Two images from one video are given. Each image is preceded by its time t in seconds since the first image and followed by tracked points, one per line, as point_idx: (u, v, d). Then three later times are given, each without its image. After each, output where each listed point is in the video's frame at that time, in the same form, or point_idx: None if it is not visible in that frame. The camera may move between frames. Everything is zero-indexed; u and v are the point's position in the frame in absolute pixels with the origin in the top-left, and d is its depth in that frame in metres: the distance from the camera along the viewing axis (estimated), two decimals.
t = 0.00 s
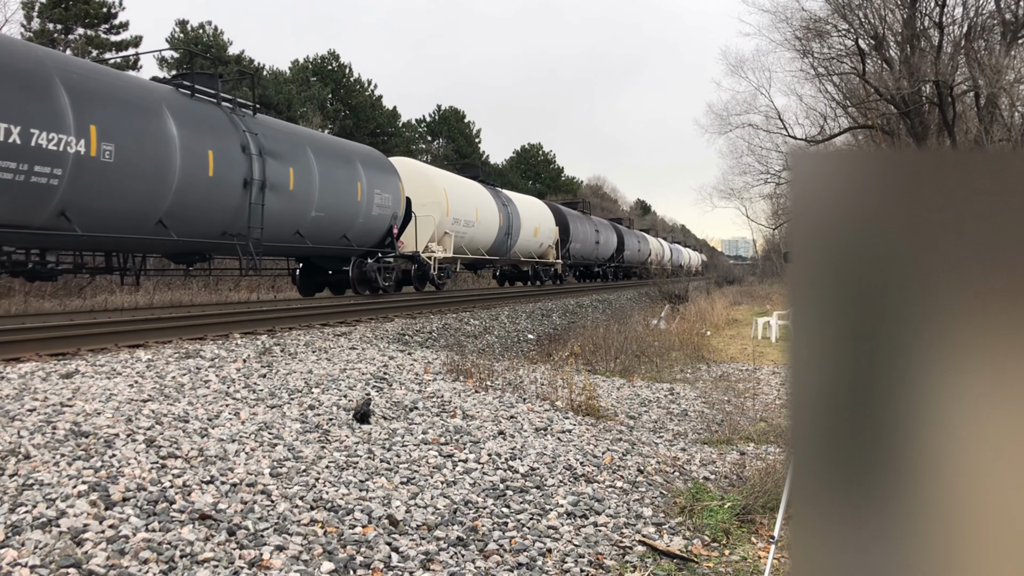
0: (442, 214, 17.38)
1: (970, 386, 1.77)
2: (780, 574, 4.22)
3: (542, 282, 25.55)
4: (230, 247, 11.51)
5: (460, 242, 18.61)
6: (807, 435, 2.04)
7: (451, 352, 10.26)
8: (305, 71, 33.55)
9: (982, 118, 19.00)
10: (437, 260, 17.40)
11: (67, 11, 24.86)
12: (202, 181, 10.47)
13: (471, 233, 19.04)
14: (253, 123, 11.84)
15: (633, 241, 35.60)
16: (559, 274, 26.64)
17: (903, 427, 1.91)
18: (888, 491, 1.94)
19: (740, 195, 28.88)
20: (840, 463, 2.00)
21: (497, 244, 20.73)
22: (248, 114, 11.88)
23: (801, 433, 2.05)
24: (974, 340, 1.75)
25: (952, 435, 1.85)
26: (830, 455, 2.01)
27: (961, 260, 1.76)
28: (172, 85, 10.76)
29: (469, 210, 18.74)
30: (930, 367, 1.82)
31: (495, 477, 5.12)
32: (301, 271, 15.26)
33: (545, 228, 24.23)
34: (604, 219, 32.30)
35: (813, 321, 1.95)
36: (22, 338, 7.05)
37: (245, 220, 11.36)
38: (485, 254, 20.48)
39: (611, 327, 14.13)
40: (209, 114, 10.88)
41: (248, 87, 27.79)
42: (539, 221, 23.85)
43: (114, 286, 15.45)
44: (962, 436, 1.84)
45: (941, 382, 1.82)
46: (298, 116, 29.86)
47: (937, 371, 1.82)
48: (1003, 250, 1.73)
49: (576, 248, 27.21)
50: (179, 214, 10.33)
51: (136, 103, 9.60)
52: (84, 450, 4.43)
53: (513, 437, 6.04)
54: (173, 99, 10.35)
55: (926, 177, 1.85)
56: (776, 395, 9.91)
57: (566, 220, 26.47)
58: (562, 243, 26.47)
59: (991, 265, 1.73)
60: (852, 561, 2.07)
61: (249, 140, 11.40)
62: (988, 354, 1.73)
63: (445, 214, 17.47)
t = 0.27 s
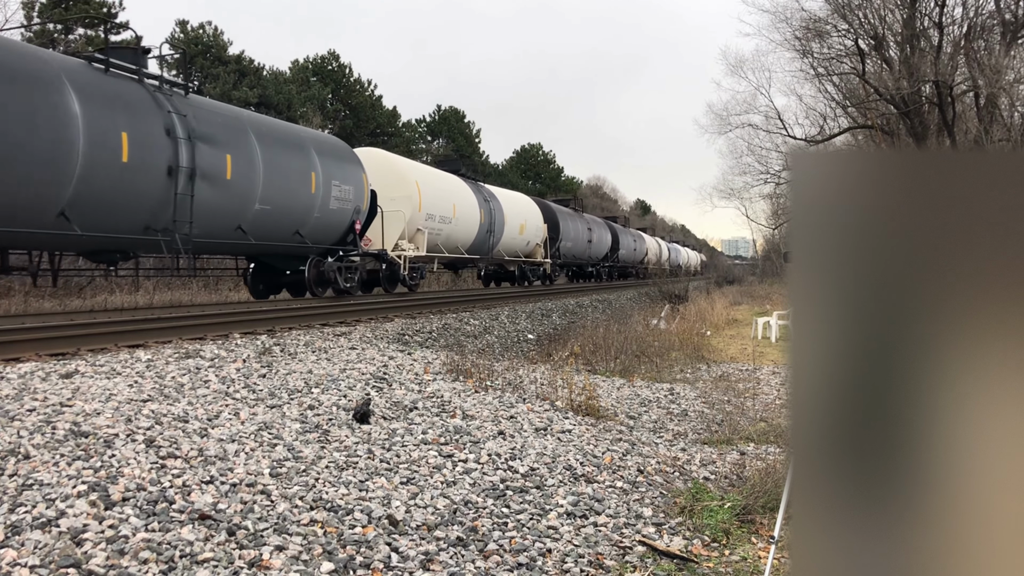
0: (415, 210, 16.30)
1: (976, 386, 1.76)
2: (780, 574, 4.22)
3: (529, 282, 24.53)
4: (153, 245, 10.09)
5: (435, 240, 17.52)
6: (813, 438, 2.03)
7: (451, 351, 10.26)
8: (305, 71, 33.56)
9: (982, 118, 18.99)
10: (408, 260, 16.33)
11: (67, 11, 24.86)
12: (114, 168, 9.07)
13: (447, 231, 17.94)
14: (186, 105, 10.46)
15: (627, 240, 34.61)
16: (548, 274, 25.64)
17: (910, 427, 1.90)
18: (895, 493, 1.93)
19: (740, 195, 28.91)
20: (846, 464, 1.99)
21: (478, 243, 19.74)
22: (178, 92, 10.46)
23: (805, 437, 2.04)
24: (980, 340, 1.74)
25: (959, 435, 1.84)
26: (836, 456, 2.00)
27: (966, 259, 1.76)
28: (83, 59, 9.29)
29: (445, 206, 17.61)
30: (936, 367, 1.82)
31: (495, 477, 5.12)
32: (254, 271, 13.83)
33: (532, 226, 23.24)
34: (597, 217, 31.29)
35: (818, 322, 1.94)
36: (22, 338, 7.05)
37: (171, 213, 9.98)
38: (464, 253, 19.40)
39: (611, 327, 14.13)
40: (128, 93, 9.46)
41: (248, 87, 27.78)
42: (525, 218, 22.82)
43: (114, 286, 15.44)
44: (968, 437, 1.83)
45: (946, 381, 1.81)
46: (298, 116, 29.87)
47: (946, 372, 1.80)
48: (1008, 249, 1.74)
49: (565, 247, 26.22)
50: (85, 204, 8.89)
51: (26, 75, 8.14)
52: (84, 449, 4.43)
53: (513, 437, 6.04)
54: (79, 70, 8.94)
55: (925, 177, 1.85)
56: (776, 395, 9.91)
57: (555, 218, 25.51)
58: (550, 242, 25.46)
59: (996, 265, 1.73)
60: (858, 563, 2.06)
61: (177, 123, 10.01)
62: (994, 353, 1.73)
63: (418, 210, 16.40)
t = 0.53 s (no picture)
0: (382, 204, 15.19)
1: (978, 387, 1.76)
2: (780, 574, 4.22)
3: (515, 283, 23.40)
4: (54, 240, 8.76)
5: (406, 236, 16.41)
6: (813, 438, 2.04)
7: (451, 352, 10.26)
8: (305, 71, 33.55)
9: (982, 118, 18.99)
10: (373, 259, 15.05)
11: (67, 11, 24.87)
12: None
13: (421, 226, 16.83)
14: (99, 81, 9.17)
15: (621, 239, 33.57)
16: (535, 274, 24.53)
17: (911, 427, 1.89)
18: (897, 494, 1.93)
19: (740, 195, 28.93)
20: (848, 464, 1.99)
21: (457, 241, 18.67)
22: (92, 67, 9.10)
23: (807, 436, 2.05)
24: (983, 341, 1.74)
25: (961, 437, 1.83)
26: (837, 457, 2.00)
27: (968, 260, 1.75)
28: None
29: (417, 200, 16.47)
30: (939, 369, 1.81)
31: (495, 477, 5.12)
32: (194, 272, 12.32)
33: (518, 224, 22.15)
34: (589, 214, 30.20)
35: (819, 322, 1.95)
36: (22, 338, 7.05)
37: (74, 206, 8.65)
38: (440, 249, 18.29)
39: (612, 327, 14.13)
40: (19, 64, 8.06)
41: (248, 87, 27.78)
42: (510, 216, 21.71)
43: (113, 286, 15.44)
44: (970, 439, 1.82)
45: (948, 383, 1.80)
46: (298, 117, 29.88)
47: (953, 375, 1.79)
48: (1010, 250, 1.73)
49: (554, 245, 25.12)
50: None
51: None
52: (84, 450, 4.43)
53: (513, 437, 6.04)
54: None
55: (927, 178, 1.84)
56: (776, 395, 9.91)
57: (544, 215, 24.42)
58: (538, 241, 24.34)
59: (999, 267, 1.73)
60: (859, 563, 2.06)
61: (81, 101, 8.62)
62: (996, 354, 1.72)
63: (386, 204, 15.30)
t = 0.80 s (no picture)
0: (342, 198, 13.29)
1: (978, 388, 1.76)
2: (780, 574, 4.22)
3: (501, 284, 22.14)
4: None
5: (372, 234, 14.65)
6: (813, 437, 2.04)
7: (451, 351, 10.26)
8: (305, 71, 33.55)
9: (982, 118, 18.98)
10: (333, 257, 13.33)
11: (67, 11, 24.87)
12: None
13: (389, 222, 15.03)
14: None
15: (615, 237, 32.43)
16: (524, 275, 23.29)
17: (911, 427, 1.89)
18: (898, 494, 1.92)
19: (740, 195, 28.94)
20: (849, 462, 1.99)
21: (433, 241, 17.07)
22: None
23: (807, 435, 2.05)
24: (983, 342, 1.74)
25: (961, 438, 1.83)
26: (841, 455, 2.00)
27: (969, 262, 1.75)
28: None
29: (385, 193, 14.59)
30: (940, 371, 1.81)
31: (495, 477, 5.12)
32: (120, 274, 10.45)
33: (503, 221, 20.81)
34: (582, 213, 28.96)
35: (820, 322, 1.95)
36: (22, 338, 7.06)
37: None
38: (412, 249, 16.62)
39: (612, 327, 14.14)
40: None
41: (248, 87, 27.80)
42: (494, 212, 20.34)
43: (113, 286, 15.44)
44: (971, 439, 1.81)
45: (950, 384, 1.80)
46: (299, 117, 29.90)
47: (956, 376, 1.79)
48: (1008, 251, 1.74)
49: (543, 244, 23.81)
50: None
51: None
52: (84, 450, 4.43)
53: (513, 437, 6.05)
54: None
55: (926, 178, 1.85)
56: (776, 395, 9.91)
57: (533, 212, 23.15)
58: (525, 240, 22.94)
59: (997, 268, 1.73)
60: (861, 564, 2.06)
61: None
62: (994, 354, 1.73)
63: (347, 198, 13.42)
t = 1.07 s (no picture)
0: (292, 189, 12.09)
1: (980, 388, 1.76)
2: (780, 574, 4.22)
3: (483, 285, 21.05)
4: None
5: (332, 229, 13.46)
6: (813, 436, 2.05)
7: (450, 351, 10.27)
8: (305, 71, 33.55)
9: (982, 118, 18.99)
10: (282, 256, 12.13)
11: (67, 11, 24.86)
12: None
13: (351, 217, 13.82)
14: None
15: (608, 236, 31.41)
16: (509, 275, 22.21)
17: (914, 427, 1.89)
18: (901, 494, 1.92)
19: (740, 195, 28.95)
20: (852, 462, 1.99)
21: (405, 239, 15.89)
22: None
23: (807, 435, 2.06)
24: (982, 342, 1.74)
25: (963, 438, 1.83)
26: (845, 456, 1.99)
27: (969, 262, 1.75)
28: None
29: (345, 185, 13.42)
30: (940, 371, 1.81)
31: (495, 477, 5.12)
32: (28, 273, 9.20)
33: (485, 217, 19.62)
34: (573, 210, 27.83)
35: (821, 322, 1.96)
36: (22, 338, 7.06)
37: None
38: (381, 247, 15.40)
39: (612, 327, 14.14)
40: None
41: (248, 87, 27.81)
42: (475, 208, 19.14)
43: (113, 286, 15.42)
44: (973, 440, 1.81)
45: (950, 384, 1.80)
46: (298, 117, 29.90)
47: (957, 376, 1.79)
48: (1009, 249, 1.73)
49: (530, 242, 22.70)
50: None
51: None
52: (84, 450, 4.43)
53: (513, 437, 6.05)
54: None
55: (927, 178, 1.84)
56: (776, 395, 9.91)
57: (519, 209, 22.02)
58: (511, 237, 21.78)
59: (997, 266, 1.72)
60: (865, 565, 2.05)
61: None
62: (994, 354, 1.72)
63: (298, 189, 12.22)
